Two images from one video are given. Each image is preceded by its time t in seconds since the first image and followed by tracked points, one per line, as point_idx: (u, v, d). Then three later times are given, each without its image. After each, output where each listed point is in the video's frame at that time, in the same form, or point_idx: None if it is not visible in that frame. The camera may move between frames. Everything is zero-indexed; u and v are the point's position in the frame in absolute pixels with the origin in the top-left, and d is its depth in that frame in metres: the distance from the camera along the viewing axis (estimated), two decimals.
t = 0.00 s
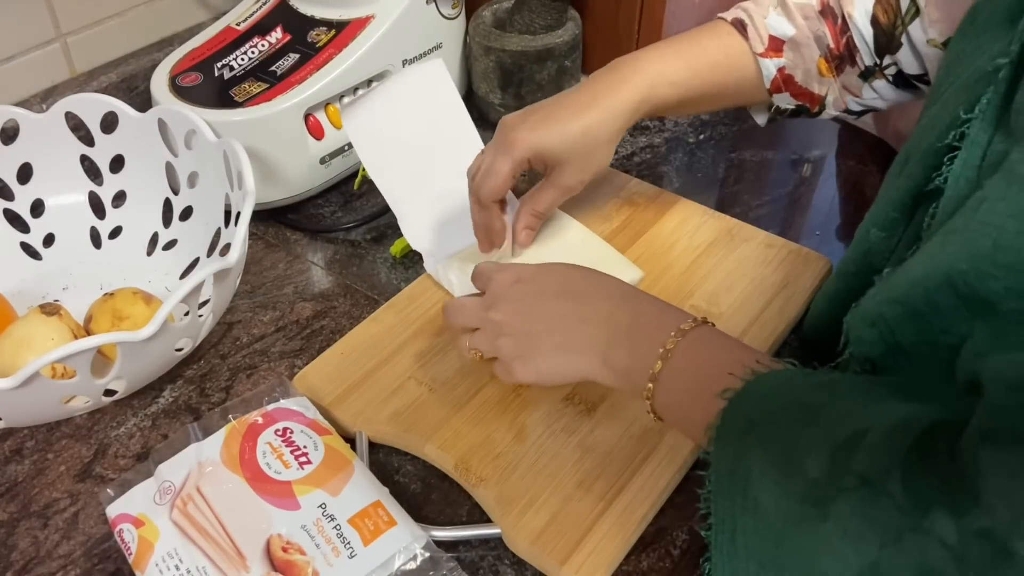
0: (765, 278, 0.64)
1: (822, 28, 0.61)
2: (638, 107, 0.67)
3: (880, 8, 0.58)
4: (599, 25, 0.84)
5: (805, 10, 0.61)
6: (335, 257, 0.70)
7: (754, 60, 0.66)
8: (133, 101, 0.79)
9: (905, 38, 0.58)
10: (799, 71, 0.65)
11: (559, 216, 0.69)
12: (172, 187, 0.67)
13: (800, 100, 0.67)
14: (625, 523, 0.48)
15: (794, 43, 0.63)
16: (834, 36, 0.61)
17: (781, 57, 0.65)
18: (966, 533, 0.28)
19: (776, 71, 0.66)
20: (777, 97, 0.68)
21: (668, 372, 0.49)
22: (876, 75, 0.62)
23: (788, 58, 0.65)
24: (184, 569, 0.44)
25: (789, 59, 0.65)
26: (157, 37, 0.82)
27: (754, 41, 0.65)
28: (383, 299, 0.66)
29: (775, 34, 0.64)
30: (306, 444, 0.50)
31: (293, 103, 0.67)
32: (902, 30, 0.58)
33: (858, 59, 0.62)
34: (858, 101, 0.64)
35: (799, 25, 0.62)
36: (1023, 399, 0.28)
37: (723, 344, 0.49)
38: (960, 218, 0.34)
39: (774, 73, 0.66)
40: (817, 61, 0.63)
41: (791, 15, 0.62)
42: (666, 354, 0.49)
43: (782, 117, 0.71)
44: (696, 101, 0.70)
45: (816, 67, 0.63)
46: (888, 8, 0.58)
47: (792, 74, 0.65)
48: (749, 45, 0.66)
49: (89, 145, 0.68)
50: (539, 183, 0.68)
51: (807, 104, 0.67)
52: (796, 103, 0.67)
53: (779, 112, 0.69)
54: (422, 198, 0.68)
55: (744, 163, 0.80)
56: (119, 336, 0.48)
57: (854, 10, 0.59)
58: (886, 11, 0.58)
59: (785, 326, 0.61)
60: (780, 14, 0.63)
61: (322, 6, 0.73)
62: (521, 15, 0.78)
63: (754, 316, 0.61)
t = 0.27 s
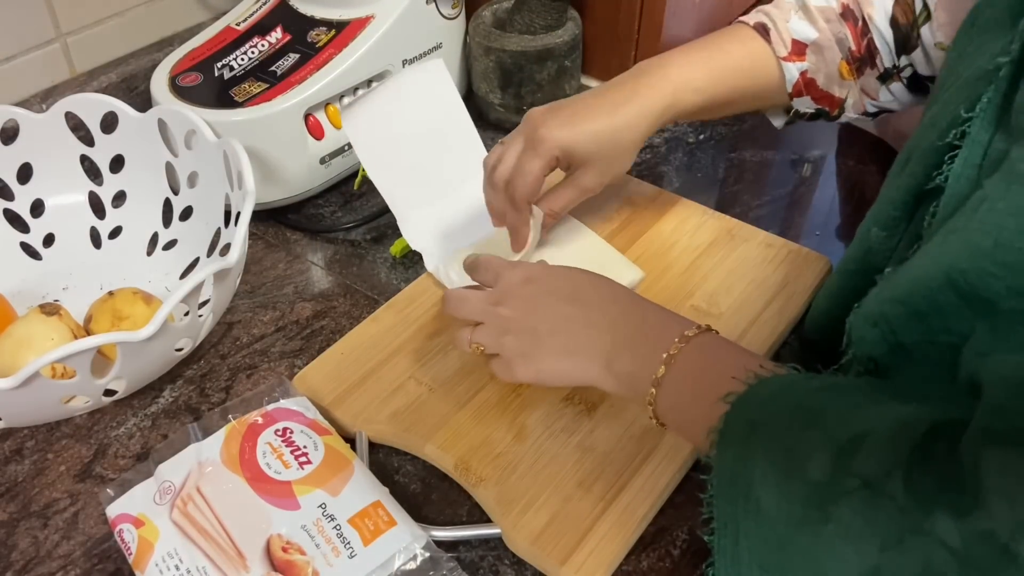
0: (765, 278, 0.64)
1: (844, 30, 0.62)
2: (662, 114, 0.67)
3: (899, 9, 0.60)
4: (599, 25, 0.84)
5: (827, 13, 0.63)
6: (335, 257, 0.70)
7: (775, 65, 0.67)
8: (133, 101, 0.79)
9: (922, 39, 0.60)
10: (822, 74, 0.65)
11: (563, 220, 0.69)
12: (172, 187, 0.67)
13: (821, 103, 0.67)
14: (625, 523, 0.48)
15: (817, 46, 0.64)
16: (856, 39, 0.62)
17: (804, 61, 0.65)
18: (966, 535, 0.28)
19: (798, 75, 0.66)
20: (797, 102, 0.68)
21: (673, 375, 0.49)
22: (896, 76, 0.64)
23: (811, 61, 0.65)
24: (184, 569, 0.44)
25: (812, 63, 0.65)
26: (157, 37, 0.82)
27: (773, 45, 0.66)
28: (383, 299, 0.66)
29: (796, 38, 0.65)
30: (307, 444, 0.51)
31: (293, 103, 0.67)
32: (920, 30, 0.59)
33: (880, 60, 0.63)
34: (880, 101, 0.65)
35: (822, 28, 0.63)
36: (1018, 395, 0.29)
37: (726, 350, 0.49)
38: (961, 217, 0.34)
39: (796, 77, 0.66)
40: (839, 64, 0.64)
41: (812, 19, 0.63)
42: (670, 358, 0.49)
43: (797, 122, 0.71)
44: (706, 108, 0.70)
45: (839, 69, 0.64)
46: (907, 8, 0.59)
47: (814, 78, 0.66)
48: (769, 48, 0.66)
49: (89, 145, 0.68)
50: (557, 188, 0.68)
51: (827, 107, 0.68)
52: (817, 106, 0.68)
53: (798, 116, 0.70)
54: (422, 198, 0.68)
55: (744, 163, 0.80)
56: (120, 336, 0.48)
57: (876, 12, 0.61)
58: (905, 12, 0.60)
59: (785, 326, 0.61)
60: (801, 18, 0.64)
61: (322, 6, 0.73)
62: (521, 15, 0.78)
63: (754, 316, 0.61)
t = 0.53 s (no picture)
0: (765, 278, 0.64)
1: (831, 42, 0.61)
2: (662, 122, 0.67)
3: (887, 17, 0.59)
4: (599, 25, 0.84)
5: (812, 24, 0.61)
6: (335, 257, 0.70)
7: (764, 78, 0.66)
8: (133, 101, 0.79)
9: (916, 44, 0.58)
10: (809, 87, 0.64)
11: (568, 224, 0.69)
12: (172, 187, 0.67)
13: (811, 115, 0.66)
14: (625, 523, 0.48)
15: (805, 58, 0.63)
16: (843, 50, 0.61)
17: (792, 74, 0.64)
18: (967, 538, 0.28)
19: (787, 88, 0.65)
20: (788, 114, 0.67)
21: (673, 382, 0.48)
22: (887, 86, 0.62)
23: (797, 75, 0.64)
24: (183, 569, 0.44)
25: (800, 75, 0.64)
26: (156, 37, 0.81)
27: (762, 58, 0.65)
28: (383, 299, 0.66)
29: (784, 51, 0.64)
30: (306, 445, 0.50)
31: (294, 103, 0.67)
32: (912, 37, 0.58)
33: (869, 70, 0.62)
34: (871, 110, 0.64)
35: (809, 40, 0.62)
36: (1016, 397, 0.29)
37: (725, 358, 0.49)
38: (962, 217, 0.34)
39: (785, 90, 0.65)
40: (827, 76, 0.63)
41: (798, 31, 0.62)
42: (667, 368, 0.49)
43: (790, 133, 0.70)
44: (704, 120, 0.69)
45: (827, 81, 0.63)
46: (897, 15, 0.58)
47: (803, 90, 0.65)
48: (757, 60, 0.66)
49: (89, 145, 0.68)
50: (552, 208, 0.68)
51: (819, 119, 0.67)
52: (807, 118, 0.67)
53: (790, 127, 0.69)
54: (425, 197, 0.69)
55: (744, 163, 0.80)
56: (119, 336, 0.48)
57: (863, 21, 0.60)
58: (896, 18, 0.58)
59: (786, 326, 0.61)
60: (787, 30, 0.63)
61: (322, 7, 0.73)
62: (521, 15, 0.78)
63: (754, 316, 0.61)
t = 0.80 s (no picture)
0: (765, 278, 0.64)
1: (852, 28, 0.64)
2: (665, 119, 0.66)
3: (905, 6, 0.63)
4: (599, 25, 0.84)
5: (834, 11, 0.64)
6: (335, 257, 0.70)
7: (785, 63, 0.67)
8: (133, 101, 0.79)
9: (923, 36, 0.63)
10: (831, 72, 0.67)
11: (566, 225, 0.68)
12: (172, 187, 0.67)
13: (828, 101, 0.69)
14: (626, 523, 0.48)
15: (828, 44, 0.66)
16: (864, 36, 0.64)
17: (815, 59, 0.66)
18: (972, 541, 0.28)
19: (809, 74, 0.67)
20: (806, 100, 0.69)
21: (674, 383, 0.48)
22: (900, 75, 0.66)
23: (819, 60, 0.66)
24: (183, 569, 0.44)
25: (822, 61, 0.66)
26: (156, 37, 0.81)
27: (784, 43, 0.67)
28: (383, 299, 0.66)
29: (807, 37, 0.66)
30: (306, 445, 0.50)
31: (293, 103, 0.67)
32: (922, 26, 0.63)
33: (886, 58, 0.65)
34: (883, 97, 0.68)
35: (833, 26, 0.65)
36: (1022, 404, 0.30)
37: (730, 363, 0.49)
38: (963, 222, 0.34)
39: (807, 75, 0.67)
40: (849, 62, 0.66)
41: (822, 17, 0.65)
42: (671, 371, 0.49)
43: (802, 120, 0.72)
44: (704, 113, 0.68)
45: (848, 67, 0.66)
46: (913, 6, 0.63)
47: (824, 75, 0.67)
48: (780, 45, 0.67)
49: (89, 145, 0.68)
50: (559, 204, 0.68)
51: (835, 106, 0.69)
52: (824, 104, 0.69)
53: (804, 115, 0.71)
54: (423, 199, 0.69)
55: (744, 163, 0.80)
56: (119, 335, 0.48)
57: (883, 10, 0.63)
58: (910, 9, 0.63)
59: (786, 326, 0.60)
60: (810, 16, 0.66)
61: (322, 7, 0.73)
62: (521, 15, 0.78)
63: (754, 316, 0.61)
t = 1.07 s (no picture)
0: (765, 278, 0.64)
1: (864, 41, 0.64)
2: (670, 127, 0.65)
3: (918, 20, 0.63)
4: (599, 26, 0.84)
5: (847, 24, 0.65)
6: (335, 257, 0.70)
7: (798, 75, 0.67)
8: (133, 100, 0.79)
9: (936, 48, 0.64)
10: (843, 85, 0.66)
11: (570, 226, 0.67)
12: (172, 187, 0.67)
13: (840, 114, 0.68)
14: (625, 523, 0.48)
15: (840, 57, 0.66)
16: (876, 49, 0.64)
17: (827, 72, 0.66)
18: (974, 556, 0.28)
19: (821, 86, 0.67)
20: (819, 114, 0.69)
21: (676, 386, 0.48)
22: (912, 89, 0.66)
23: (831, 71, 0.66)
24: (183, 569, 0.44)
25: (835, 74, 0.66)
26: (156, 37, 0.81)
27: (797, 54, 0.67)
28: (383, 299, 0.66)
29: (819, 50, 0.66)
30: (307, 447, 0.50)
31: (294, 103, 0.67)
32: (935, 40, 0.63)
33: (899, 71, 0.65)
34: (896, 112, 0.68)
35: (845, 38, 0.65)
36: None
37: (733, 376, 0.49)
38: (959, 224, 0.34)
39: (819, 87, 0.67)
40: (861, 75, 0.66)
41: (834, 30, 0.65)
42: (676, 388, 0.49)
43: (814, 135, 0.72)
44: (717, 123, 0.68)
45: (861, 80, 0.66)
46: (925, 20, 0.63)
47: (836, 88, 0.67)
48: (794, 56, 0.67)
49: (89, 145, 0.68)
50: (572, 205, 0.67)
51: (848, 119, 0.69)
52: (837, 118, 0.69)
53: (816, 129, 0.71)
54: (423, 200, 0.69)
55: (744, 163, 0.80)
56: (120, 336, 0.48)
57: (895, 22, 0.64)
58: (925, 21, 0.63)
59: (786, 326, 0.60)
60: (823, 28, 0.66)
61: (322, 7, 0.73)
62: (521, 15, 0.78)
63: (754, 316, 0.61)
